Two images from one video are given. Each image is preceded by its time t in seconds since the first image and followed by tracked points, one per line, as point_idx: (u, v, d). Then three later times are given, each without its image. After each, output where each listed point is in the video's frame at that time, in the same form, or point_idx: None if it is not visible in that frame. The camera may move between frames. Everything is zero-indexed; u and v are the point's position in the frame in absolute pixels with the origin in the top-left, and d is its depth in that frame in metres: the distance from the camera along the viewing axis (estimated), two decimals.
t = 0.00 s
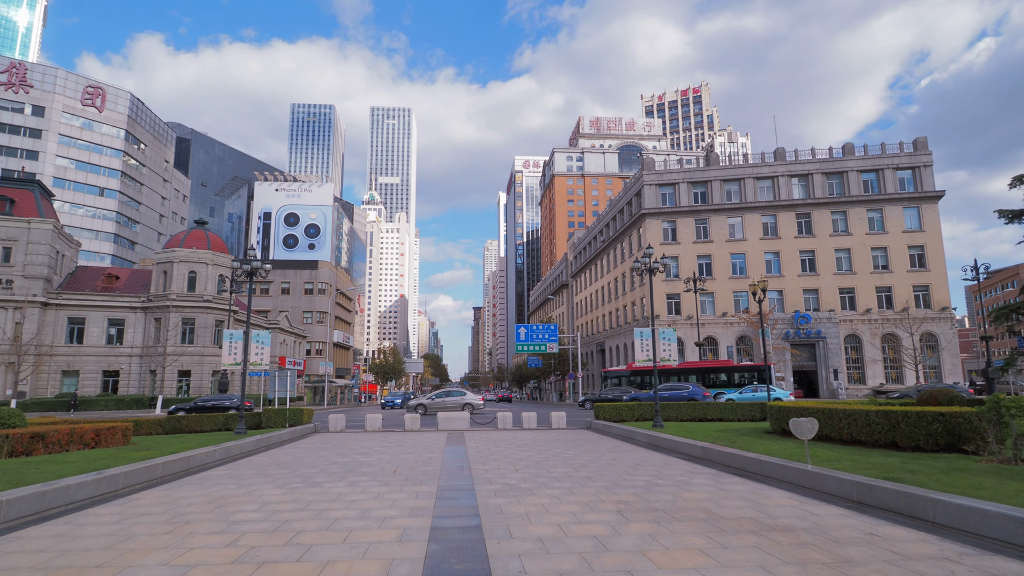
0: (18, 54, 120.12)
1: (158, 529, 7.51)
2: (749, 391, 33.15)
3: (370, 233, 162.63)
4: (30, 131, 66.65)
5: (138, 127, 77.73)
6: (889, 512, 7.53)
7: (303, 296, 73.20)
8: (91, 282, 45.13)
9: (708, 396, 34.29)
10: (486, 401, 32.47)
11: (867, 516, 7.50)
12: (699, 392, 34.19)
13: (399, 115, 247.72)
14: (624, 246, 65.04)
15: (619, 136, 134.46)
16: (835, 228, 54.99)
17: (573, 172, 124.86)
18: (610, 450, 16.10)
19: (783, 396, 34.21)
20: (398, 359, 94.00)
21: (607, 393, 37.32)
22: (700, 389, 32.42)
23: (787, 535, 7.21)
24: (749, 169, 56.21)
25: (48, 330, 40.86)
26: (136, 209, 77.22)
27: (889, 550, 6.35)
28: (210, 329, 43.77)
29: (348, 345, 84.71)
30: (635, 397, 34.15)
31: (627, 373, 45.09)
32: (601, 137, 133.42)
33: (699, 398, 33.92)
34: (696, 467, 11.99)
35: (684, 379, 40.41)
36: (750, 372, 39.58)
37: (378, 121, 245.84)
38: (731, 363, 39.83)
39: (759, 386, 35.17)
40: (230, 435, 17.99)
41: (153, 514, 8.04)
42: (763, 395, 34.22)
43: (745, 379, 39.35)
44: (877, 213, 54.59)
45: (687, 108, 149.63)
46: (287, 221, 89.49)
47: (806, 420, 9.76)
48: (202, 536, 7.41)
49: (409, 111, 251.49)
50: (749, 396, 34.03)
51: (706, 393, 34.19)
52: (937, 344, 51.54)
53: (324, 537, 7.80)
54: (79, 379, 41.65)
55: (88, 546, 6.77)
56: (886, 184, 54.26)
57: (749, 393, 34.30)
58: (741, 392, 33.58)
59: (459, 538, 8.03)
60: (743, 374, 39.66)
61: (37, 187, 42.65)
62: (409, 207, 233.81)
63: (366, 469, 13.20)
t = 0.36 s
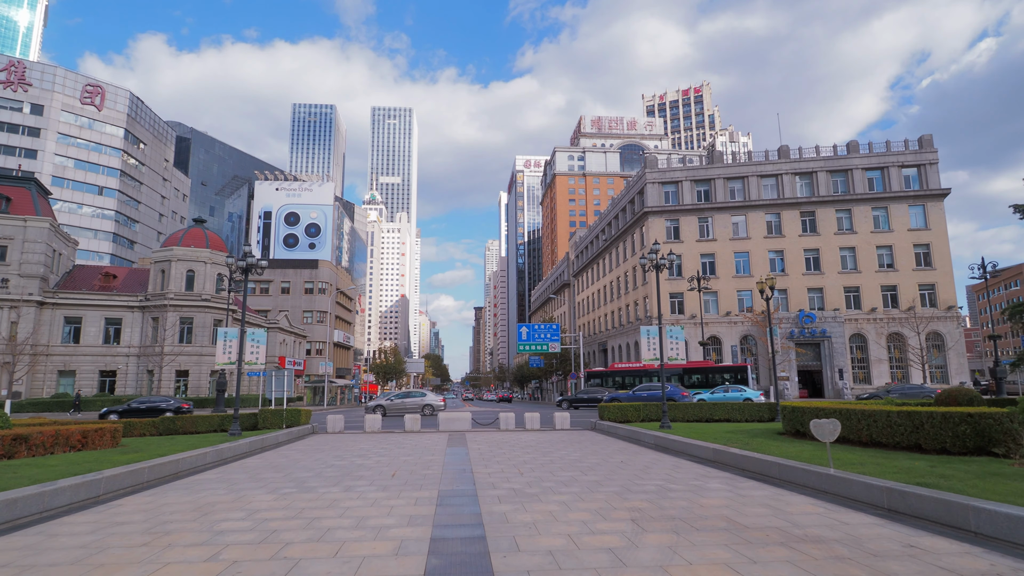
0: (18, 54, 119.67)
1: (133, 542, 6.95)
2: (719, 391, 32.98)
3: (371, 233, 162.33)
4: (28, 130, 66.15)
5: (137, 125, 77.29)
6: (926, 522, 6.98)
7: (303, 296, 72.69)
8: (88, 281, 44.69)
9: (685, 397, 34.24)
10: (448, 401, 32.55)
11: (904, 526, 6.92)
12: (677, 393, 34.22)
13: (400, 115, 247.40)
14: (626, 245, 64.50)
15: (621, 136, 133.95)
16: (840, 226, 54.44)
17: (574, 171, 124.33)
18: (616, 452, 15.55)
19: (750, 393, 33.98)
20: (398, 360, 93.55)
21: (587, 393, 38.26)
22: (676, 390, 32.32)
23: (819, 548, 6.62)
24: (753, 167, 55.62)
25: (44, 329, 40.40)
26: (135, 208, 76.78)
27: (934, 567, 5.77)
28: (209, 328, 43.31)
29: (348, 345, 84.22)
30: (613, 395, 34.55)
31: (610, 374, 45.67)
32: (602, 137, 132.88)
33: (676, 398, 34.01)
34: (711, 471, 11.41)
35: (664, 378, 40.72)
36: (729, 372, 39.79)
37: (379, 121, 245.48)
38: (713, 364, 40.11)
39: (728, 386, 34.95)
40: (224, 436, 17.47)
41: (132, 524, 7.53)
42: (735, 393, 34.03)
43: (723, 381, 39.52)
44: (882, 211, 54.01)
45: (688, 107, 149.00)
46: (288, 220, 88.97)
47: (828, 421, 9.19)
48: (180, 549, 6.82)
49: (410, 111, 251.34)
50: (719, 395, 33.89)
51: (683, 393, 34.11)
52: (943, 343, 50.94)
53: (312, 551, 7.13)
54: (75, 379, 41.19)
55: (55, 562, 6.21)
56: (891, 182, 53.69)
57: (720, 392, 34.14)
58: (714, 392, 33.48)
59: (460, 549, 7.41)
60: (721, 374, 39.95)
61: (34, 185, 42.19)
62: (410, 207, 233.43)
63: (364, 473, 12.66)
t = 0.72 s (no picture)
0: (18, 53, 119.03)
1: (104, 559, 6.36)
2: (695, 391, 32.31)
3: (373, 233, 161.83)
4: (26, 128, 65.61)
5: (136, 124, 76.77)
6: (970, 535, 6.40)
7: (303, 295, 72.15)
8: (85, 280, 44.22)
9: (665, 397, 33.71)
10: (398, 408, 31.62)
11: (949, 541, 6.30)
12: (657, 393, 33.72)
13: (401, 115, 246.96)
14: (629, 244, 63.81)
15: (622, 135, 133.33)
16: (846, 224, 53.79)
17: (575, 170, 123.69)
18: (623, 455, 14.98)
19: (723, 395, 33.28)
20: (399, 360, 93.08)
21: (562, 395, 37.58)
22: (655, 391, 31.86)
23: (856, 566, 5.99)
24: (757, 164, 54.98)
25: (40, 328, 39.88)
26: (134, 207, 76.30)
27: None
28: (207, 328, 42.73)
29: (348, 344, 83.69)
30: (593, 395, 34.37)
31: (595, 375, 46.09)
32: (604, 136, 132.24)
33: (656, 398, 33.60)
34: (726, 476, 10.85)
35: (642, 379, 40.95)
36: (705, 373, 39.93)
37: (380, 121, 245.00)
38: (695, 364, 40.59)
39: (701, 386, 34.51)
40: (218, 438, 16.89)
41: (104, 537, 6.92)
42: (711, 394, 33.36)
43: (704, 383, 39.85)
44: (888, 209, 53.39)
45: (690, 106, 148.27)
46: (288, 219, 88.35)
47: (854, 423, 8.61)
48: (154, 568, 6.22)
49: (411, 111, 251.03)
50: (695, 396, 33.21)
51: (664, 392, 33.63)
52: (950, 343, 50.30)
53: (301, 564, 6.60)
54: (72, 379, 40.68)
55: None
56: (897, 179, 53.07)
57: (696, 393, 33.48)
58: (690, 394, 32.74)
59: (463, 563, 6.83)
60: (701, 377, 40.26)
61: (29, 183, 41.72)
62: (411, 207, 232.96)
63: (361, 478, 12.07)
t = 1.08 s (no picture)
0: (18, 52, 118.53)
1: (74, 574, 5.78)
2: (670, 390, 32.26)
3: (374, 233, 161.24)
4: (24, 126, 65.12)
5: (135, 122, 76.31)
6: None
7: (303, 295, 71.63)
8: (82, 279, 43.75)
9: (647, 396, 33.76)
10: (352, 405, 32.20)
11: (1005, 556, 5.72)
12: (639, 393, 33.96)
13: (402, 115, 246.65)
14: (631, 242, 63.20)
15: (624, 134, 132.82)
16: (851, 222, 53.19)
17: (576, 169, 123.21)
18: (632, 457, 14.42)
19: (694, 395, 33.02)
20: (400, 360, 92.64)
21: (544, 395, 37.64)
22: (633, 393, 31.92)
23: None
24: (761, 162, 54.37)
25: (37, 328, 39.41)
26: (133, 206, 75.82)
27: None
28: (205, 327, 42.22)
29: (348, 344, 83.16)
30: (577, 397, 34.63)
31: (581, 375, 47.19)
32: (605, 135, 131.79)
33: (636, 398, 33.82)
34: (744, 480, 10.28)
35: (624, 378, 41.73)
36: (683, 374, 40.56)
37: (381, 121, 244.68)
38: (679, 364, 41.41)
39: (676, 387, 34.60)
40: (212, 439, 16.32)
41: (78, 549, 6.35)
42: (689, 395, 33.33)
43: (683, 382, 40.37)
44: (894, 207, 52.79)
45: (691, 106, 147.80)
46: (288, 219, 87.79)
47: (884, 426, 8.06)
48: None
49: (412, 111, 250.75)
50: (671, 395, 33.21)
51: (646, 393, 33.74)
52: (957, 342, 49.73)
53: None
54: (69, 379, 40.18)
55: None
56: (903, 177, 52.48)
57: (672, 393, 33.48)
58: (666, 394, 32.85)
59: None
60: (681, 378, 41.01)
61: (26, 181, 41.25)
62: (412, 207, 232.55)
63: (359, 482, 11.49)
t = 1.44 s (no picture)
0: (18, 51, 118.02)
1: None
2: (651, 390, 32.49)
3: (375, 232, 160.81)
4: (22, 125, 64.64)
5: (134, 121, 75.83)
6: None
7: (303, 295, 71.08)
8: (79, 278, 43.29)
9: (630, 396, 34.07)
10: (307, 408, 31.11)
11: None
12: (621, 391, 34.21)
13: (403, 115, 246.35)
14: (633, 241, 62.66)
15: (625, 133, 132.28)
16: (856, 220, 52.64)
17: (577, 169, 122.69)
18: (639, 459, 13.91)
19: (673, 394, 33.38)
20: (400, 359, 92.28)
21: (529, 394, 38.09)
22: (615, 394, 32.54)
23: None
24: (765, 160, 53.81)
25: (32, 326, 38.95)
26: (132, 204, 75.36)
27: None
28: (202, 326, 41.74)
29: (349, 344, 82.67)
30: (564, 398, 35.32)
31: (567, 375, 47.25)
32: (606, 134, 131.35)
33: (619, 396, 34.15)
34: (763, 485, 9.68)
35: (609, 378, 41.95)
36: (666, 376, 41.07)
37: (381, 121, 244.36)
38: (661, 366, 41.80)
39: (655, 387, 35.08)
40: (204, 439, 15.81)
41: (45, 562, 5.83)
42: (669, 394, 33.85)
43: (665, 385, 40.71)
44: (899, 205, 52.25)
45: (692, 105, 147.32)
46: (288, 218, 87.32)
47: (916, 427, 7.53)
48: None
49: (413, 111, 250.40)
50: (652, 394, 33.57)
51: (628, 392, 34.03)
52: (964, 342, 49.18)
53: None
54: (65, 379, 39.77)
55: None
56: (908, 175, 51.90)
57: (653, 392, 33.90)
58: (647, 392, 33.09)
59: None
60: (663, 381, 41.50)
61: (22, 178, 40.84)
62: (413, 206, 232.03)
63: (356, 487, 10.94)
